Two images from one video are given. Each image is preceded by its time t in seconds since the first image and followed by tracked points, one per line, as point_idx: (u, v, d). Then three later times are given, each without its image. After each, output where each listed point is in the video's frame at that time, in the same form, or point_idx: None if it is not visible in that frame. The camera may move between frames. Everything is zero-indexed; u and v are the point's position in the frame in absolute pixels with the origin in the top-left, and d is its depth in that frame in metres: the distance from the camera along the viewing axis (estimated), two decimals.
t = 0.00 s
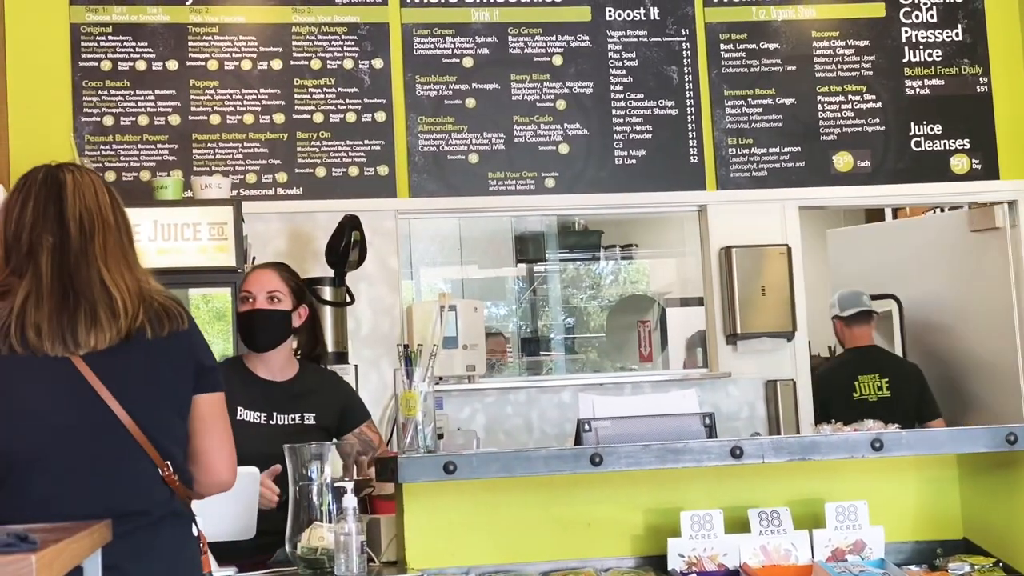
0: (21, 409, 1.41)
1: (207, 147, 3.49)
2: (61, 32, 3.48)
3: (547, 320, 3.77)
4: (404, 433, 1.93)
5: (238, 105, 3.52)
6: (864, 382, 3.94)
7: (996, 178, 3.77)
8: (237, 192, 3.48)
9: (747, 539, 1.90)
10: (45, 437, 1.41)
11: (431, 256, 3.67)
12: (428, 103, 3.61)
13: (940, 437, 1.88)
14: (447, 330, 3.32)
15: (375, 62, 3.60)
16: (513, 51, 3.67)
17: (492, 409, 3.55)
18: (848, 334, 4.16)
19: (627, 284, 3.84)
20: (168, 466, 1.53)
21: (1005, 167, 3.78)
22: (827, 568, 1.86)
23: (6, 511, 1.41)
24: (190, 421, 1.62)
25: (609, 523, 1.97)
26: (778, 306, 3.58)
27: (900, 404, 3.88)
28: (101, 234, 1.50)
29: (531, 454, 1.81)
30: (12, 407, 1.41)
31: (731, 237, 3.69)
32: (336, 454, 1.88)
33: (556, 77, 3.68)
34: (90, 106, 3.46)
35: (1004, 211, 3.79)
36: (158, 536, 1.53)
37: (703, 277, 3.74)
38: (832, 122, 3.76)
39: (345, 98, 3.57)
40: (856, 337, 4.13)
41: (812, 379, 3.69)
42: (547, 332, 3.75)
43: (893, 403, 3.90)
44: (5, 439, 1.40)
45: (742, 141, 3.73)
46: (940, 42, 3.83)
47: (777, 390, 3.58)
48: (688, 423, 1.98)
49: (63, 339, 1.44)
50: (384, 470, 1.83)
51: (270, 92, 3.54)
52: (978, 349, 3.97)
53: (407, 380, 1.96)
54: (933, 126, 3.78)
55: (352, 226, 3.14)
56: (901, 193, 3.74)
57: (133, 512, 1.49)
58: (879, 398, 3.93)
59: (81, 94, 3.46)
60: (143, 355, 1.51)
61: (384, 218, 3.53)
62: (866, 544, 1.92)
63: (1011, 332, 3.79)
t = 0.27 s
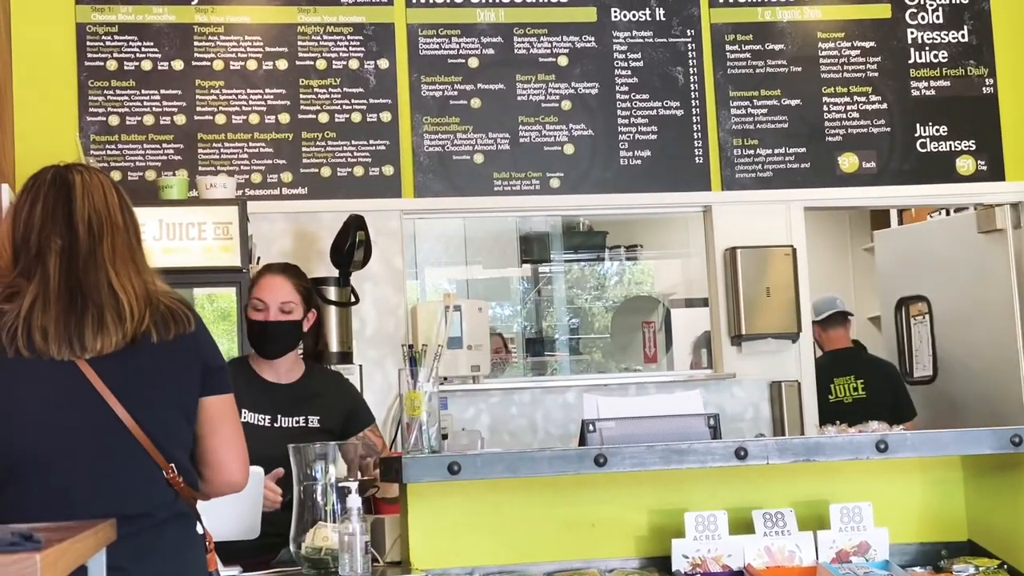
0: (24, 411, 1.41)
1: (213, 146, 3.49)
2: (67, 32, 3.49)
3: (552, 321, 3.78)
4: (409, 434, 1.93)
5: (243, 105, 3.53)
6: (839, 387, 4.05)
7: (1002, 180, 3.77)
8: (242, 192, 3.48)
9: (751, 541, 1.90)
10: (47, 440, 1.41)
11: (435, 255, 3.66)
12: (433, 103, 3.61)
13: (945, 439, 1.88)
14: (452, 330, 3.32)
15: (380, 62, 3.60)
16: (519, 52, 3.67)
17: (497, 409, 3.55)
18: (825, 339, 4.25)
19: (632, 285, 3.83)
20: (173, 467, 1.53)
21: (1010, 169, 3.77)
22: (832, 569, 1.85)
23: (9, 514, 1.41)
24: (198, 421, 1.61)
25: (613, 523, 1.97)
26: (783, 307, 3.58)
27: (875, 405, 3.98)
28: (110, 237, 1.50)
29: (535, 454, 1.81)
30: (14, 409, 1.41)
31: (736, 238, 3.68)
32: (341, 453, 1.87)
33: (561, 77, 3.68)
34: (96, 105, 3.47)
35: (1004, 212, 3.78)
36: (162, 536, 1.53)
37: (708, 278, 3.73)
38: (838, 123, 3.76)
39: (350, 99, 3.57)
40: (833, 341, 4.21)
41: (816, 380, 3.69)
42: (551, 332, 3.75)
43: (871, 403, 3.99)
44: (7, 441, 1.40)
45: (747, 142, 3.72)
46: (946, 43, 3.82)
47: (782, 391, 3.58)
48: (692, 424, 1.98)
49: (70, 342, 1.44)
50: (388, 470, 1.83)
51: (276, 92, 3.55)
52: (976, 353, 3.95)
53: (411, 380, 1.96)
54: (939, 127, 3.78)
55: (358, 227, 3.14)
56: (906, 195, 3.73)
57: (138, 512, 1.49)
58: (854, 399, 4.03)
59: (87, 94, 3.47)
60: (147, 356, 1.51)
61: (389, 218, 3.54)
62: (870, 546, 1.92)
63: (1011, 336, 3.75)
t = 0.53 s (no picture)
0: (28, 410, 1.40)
1: (220, 144, 3.50)
2: (75, 30, 3.49)
3: (558, 320, 3.78)
4: (414, 433, 1.94)
5: (250, 103, 3.53)
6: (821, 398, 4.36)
7: (1008, 181, 3.77)
8: (249, 190, 3.49)
9: (757, 540, 1.90)
10: (52, 438, 1.41)
11: (442, 255, 3.68)
12: (440, 102, 3.61)
13: (951, 439, 1.87)
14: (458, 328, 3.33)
15: (387, 60, 3.61)
16: (526, 51, 3.67)
17: (502, 408, 3.56)
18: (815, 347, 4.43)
19: (638, 285, 3.84)
20: (178, 466, 1.52)
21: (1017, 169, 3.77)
22: (837, 569, 1.85)
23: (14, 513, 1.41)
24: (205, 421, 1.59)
25: (618, 522, 1.97)
26: (790, 307, 3.57)
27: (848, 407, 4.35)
28: (121, 238, 1.51)
29: (541, 453, 1.81)
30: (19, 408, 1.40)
31: (743, 238, 3.68)
32: (344, 453, 1.88)
33: (568, 77, 3.68)
34: (103, 103, 3.48)
35: (1011, 213, 3.72)
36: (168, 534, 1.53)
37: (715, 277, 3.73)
38: (845, 123, 3.75)
39: (357, 97, 3.58)
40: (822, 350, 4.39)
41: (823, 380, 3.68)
42: (557, 332, 3.75)
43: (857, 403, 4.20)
44: (14, 440, 1.40)
45: (754, 142, 3.72)
46: (953, 43, 3.82)
47: (788, 391, 3.58)
48: (698, 423, 1.98)
49: (78, 342, 1.44)
50: (393, 469, 1.83)
51: (283, 90, 3.56)
52: (984, 355, 3.92)
53: (417, 379, 1.95)
54: (946, 128, 3.77)
55: (366, 225, 3.14)
56: (914, 195, 3.72)
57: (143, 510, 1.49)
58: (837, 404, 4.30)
59: (95, 91, 3.48)
60: (156, 358, 1.50)
61: (396, 217, 3.54)
62: (876, 546, 1.92)
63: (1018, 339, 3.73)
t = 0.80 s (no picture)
0: (35, 408, 1.40)
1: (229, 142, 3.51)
2: (85, 27, 3.50)
3: (567, 318, 3.73)
4: (423, 430, 1.94)
5: (259, 101, 3.54)
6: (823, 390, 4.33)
7: (1018, 180, 3.75)
8: (257, 187, 3.49)
9: (764, 539, 1.90)
10: (59, 436, 1.41)
11: (450, 252, 3.66)
12: (449, 100, 3.62)
13: (960, 439, 1.87)
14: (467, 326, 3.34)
15: (396, 58, 3.61)
16: (535, 49, 3.67)
17: (510, 406, 3.56)
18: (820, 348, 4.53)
19: (647, 283, 3.79)
20: (184, 463, 1.51)
21: None
22: (845, 568, 1.85)
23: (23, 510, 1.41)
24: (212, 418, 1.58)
25: (625, 520, 1.97)
26: (799, 305, 3.57)
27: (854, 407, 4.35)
28: (129, 238, 1.50)
29: (548, 451, 1.81)
30: (26, 405, 1.40)
31: (751, 236, 3.68)
32: (352, 450, 1.89)
33: (577, 75, 3.68)
34: (113, 100, 3.48)
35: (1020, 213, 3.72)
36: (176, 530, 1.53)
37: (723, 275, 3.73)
38: (854, 122, 3.74)
39: (366, 95, 3.58)
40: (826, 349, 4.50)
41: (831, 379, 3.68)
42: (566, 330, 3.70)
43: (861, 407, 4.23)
44: (21, 438, 1.40)
45: (763, 141, 3.72)
46: (963, 43, 3.81)
47: (797, 390, 3.57)
48: (706, 422, 1.98)
49: (86, 343, 1.43)
50: (400, 466, 1.83)
51: (291, 88, 3.56)
52: (994, 356, 3.91)
53: (425, 377, 1.96)
54: (956, 127, 3.76)
55: (374, 223, 3.14)
56: (923, 194, 3.71)
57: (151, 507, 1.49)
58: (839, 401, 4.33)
59: (104, 89, 3.49)
60: (164, 355, 1.49)
61: (404, 215, 3.55)
62: (884, 546, 1.92)
63: None
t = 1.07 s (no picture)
0: (42, 401, 1.41)
1: (240, 137, 3.51)
2: (97, 22, 3.51)
3: (576, 316, 3.73)
4: (433, 426, 1.94)
5: (270, 96, 3.55)
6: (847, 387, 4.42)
7: None
8: (268, 183, 3.50)
9: (775, 537, 1.90)
10: (66, 429, 1.41)
11: (460, 249, 3.66)
12: (460, 96, 3.62)
13: (972, 438, 1.86)
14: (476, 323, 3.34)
15: (407, 54, 3.61)
16: (545, 45, 3.67)
17: (520, 403, 3.56)
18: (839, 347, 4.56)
19: (657, 280, 3.79)
20: (192, 458, 1.50)
21: None
22: (856, 566, 1.85)
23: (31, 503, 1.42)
24: (221, 415, 1.56)
25: (635, 517, 1.97)
26: (810, 303, 3.56)
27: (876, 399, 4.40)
28: (137, 233, 1.48)
29: (558, 448, 1.81)
30: (34, 398, 1.41)
31: (762, 234, 3.67)
32: (362, 447, 1.89)
33: (588, 71, 3.68)
34: (124, 96, 3.49)
35: None
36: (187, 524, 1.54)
37: (734, 272, 3.72)
38: (866, 119, 3.73)
39: (377, 91, 3.59)
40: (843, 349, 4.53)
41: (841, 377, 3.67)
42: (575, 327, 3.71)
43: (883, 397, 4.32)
44: (31, 432, 1.41)
45: (774, 138, 3.71)
46: (975, 40, 3.80)
47: (807, 387, 3.57)
48: (717, 419, 1.98)
49: (94, 338, 1.43)
50: (411, 462, 1.84)
51: (303, 84, 3.57)
52: (1005, 357, 3.89)
53: (436, 373, 1.96)
54: (968, 124, 3.75)
55: (384, 219, 3.15)
56: (935, 192, 3.70)
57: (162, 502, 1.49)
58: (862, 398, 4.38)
59: (116, 84, 3.49)
60: (175, 353, 1.48)
61: (415, 211, 3.55)
62: (895, 544, 1.91)
63: None
